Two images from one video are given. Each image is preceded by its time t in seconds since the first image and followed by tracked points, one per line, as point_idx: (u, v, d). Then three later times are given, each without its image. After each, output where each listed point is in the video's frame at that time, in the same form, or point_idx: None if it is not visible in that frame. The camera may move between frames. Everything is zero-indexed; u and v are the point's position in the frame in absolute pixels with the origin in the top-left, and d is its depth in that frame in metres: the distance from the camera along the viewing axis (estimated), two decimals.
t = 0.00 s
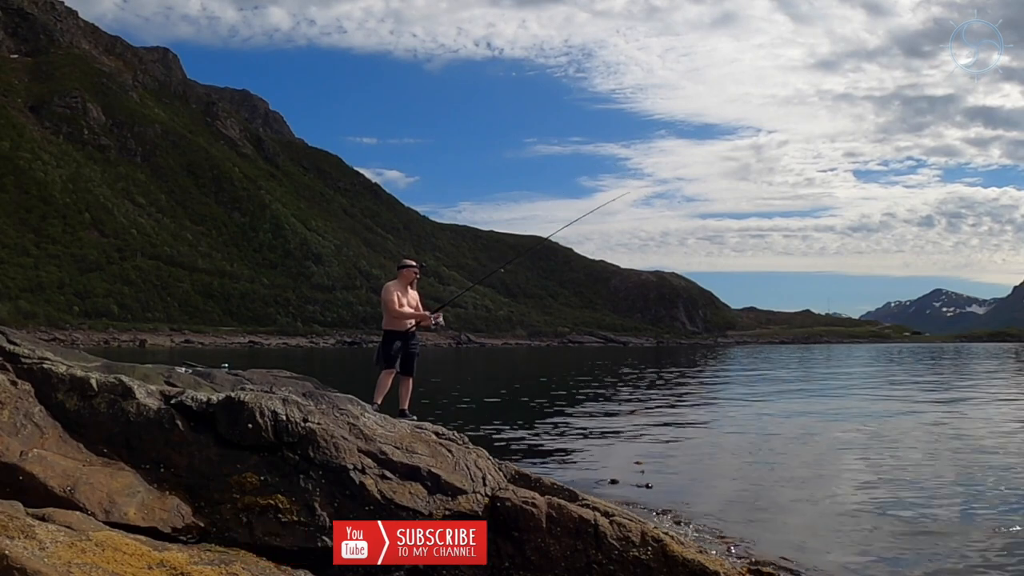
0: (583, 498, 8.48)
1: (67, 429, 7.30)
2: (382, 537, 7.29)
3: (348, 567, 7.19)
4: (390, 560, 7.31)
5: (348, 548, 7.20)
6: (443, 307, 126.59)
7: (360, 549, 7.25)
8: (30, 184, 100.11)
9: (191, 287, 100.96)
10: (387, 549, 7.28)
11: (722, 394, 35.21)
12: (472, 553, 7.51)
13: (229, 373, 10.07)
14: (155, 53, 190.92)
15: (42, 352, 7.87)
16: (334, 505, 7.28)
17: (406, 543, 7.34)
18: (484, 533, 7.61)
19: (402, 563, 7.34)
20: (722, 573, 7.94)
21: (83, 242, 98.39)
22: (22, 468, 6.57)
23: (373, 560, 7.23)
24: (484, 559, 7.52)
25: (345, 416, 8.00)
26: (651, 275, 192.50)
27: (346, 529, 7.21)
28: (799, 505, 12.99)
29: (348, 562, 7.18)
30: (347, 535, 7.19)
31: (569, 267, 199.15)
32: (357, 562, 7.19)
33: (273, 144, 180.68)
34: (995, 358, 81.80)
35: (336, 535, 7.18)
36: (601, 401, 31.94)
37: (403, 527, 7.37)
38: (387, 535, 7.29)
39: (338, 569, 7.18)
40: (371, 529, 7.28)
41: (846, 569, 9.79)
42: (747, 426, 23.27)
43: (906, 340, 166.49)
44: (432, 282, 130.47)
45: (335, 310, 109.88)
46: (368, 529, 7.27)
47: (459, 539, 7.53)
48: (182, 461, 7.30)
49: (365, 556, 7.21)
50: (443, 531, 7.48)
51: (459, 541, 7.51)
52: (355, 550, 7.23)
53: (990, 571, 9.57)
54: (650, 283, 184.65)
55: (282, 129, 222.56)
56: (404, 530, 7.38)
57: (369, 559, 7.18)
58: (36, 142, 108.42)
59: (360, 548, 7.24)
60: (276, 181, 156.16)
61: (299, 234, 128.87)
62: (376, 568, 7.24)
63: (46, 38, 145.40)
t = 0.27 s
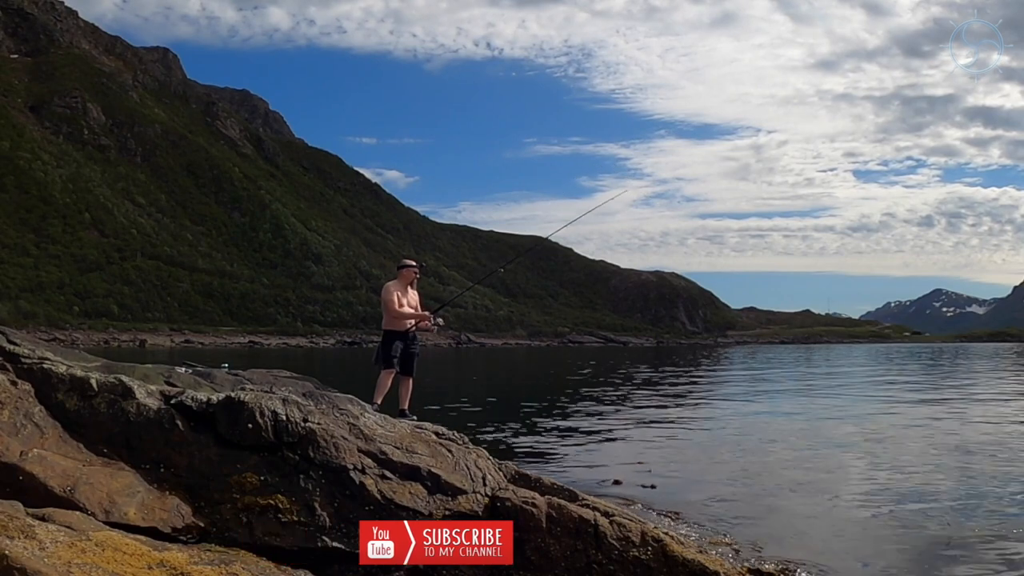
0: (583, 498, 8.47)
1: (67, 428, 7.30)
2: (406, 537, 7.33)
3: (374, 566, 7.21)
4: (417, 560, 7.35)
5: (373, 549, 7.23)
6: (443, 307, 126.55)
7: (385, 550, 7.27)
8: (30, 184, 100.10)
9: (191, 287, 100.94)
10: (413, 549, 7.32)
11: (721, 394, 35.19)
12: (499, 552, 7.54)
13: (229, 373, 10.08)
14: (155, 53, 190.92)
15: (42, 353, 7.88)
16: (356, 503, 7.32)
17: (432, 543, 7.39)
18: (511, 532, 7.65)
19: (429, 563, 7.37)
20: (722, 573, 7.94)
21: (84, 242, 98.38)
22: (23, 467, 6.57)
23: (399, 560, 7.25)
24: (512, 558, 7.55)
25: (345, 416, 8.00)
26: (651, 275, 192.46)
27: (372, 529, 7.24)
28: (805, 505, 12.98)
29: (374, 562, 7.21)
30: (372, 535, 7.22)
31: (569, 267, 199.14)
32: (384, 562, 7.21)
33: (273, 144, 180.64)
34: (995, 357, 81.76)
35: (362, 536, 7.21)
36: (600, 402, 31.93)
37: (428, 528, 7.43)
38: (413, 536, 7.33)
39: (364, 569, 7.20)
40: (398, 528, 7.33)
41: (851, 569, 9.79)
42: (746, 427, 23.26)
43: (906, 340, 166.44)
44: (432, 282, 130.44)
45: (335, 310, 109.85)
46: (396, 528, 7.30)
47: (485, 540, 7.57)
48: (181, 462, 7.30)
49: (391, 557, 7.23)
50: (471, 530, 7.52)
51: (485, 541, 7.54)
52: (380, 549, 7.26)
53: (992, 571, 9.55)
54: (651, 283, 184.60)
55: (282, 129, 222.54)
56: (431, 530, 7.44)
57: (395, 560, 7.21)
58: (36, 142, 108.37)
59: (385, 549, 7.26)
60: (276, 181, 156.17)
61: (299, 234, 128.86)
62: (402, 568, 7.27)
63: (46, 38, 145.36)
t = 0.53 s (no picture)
0: (583, 498, 8.46)
1: (67, 429, 7.30)
2: (433, 537, 7.42)
3: (399, 566, 7.28)
4: (443, 560, 7.43)
5: (400, 548, 7.30)
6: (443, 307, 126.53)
7: (412, 549, 7.35)
8: (30, 184, 100.10)
9: (191, 287, 100.93)
10: (439, 549, 7.41)
11: (720, 394, 35.16)
12: (526, 552, 7.61)
13: (229, 373, 10.09)
14: (155, 53, 190.94)
15: (42, 352, 7.88)
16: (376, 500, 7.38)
17: (459, 544, 7.48)
18: (538, 532, 7.70)
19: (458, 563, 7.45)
20: (721, 573, 7.97)
21: (84, 242, 98.37)
22: (23, 467, 6.57)
23: (425, 560, 7.34)
24: (538, 558, 7.63)
25: (345, 416, 8.00)
26: (651, 275, 192.52)
27: (399, 529, 7.32)
28: (807, 504, 13.02)
29: (399, 562, 7.28)
30: (399, 536, 7.29)
31: (569, 267, 199.16)
32: (411, 561, 7.27)
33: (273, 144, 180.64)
34: (995, 358, 81.76)
35: (388, 536, 7.28)
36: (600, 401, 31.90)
37: (454, 526, 7.56)
38: (440, 535, 7.44)
39: (390, 568, 7.27)
40: (426, 528, 7.42)
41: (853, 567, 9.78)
42: (746, 427, 23.24)
43: (906, 340, 166.43)
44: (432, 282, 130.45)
45: (335, 310, 109.84)
46: (423, 528, 7.40)
47: (512, 539, 7.66)
48: (182, 461, 7.30)
49: (417, 556, 7.31)
50: (498, 529, 7.61)
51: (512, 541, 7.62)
52: (407, 549, 7.32)
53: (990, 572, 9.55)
54: (651, 283, 184.60)
55: (282, 129, 222.51)
56: (455, 530, 7.56)
57: (421, 559, 7.29)
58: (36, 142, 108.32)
59: (412, 548, 7.33)
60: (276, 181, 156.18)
61: (299, 234, 128.87)
62: (428, 567, 7.35)
63: (47, 38, 145.40)
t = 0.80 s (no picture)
0: (583, 498, 8.47)
1: (67, 428, 7.30)
2: (458, 537, 7.49)
3: (426, 566, 7.34)
4: (470, 561, 7.48)
5: (426, 549, 7.36)
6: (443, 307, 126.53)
7: (439, 549, 7.41)
8: (30, 184, 100.12)
9: (191, 287, 100.96)
10: (465, 549, 7.47)
11: (721, 394, 35.13)
12: (553, 552, 7.65)
13: (229, 373, 10.08)
14: (155, 53, 191.01)
15: (43, 352, 7.87)
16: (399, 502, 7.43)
17: (485, 544, 7.52)
18: (564, 532, 7.73)
19: (485, 564, 7.50)
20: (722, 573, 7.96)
21: (84, 242, 98.35)
22: (23, 467, 6.58)
23: (452, 560, 7.41)
24: (565, 557, 7.67)
25: (345, 416, 8.00)
26: (651, 275, 192.56)
27: (425, 530, 7.39)
28: (809, 504, 13.00)
29: (426, 562, 7.33)
30: (425, 536, 7.36)
31: (569, 267, 199.19)
32: (436, 562, 7.36)
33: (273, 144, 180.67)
34: (995, 358, 81.82)
35: (414, 537, 7.34)
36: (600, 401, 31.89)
37: (481, 528, 7.59)
38: (466, 535, 7.51)
39: (416, 568, 7.32)
40: (452, 528, 7.50)
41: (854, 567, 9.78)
42: (745, 427, 23.22)
43: (906, 340, 166.44)
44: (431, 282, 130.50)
45: (335, 310, 109.83)
46: (450, 528, 7.48)
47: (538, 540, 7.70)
48: (182, 461, 7.30)
49: (444, 556, 7.40)
50: (525, 528, 7.66)
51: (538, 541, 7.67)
52: (434, 549, 7.39)
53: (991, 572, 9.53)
54: (651, 283, 184.53)
55: (282, 129, 222.50)
56: (483, 530, 7.60)
57: (447, 560, 7.38)
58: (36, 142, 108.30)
59: (439, 548, 7.41)
60: (276, 181, 156.24)
61: (299, 234, 128.90)
62: (454, 568, 7.42)
63: (46, 38, 145.43)
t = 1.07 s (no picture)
0: (583, 498, 8.47)
1: (67, 429, 7.30)
2: (485, 537, 7.55)
3: (454, 566, 7.45)
4: (495, 560, 7.52)
5: (453, 549, 7.46)
6: (443, 307, 126.53)
7: (465, 550, 7.51)
8: (30, 184, 100.10)
9: (191, 287, 100.94)
10: (491, 550, 7.52)
11: (722, 394, 35.10)
12: (580, 545, 7.69)
13: (228, 373, 10.08)
14: (155, 53, 190.98)
15: (42, 352, 7.87)
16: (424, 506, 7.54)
17: (511, 543, 7.55)
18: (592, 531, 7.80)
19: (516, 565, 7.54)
20: (722, 573, 7.96)
21: (83, 242, 98.33)
22: (23, 468, 6.58)
23: (478, 560, 7.48)
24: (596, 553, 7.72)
25: (345, 416, 8.00)
26: (651, 275, 192.55)
27: (452, 530, 7.48)
28: (806, 505, 12.99)
29: (454, 562, 7.45)
30: (452, 536, 7.46)
31: (569, 267, 199.19)
32: (462, 562, 7.46)
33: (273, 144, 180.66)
34: (995, 357, 81.84)
35: (441, 537, 7.44)
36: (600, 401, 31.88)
37: (508, 527, 7.62)
38: (492, 535, 7.53)
39: (445, 568, 7.45)
40: (479, 529, 7.58)
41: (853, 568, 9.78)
42: (745, 426, 23.19)
43: (906, 340, 166.33)
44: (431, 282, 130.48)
45: (335, 310, 109.82)
46: (479, 528, 7.57)
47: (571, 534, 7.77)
48: (181, 461, 7.30)
49: (471, 556, 7.47)
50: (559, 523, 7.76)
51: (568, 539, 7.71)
52: (459, 552, 7.48)
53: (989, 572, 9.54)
54: (650, 283, 184.52)
55: (282, 129, 222.36)
56: (511, 530, 7.63)
57: (474, 560, 7.44)
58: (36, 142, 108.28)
59: (465, 548, 7.50)
60: (276, 181, 156.24)
61: (299, 234, 128.89)
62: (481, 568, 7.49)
63: (46, 38, 145.39)
